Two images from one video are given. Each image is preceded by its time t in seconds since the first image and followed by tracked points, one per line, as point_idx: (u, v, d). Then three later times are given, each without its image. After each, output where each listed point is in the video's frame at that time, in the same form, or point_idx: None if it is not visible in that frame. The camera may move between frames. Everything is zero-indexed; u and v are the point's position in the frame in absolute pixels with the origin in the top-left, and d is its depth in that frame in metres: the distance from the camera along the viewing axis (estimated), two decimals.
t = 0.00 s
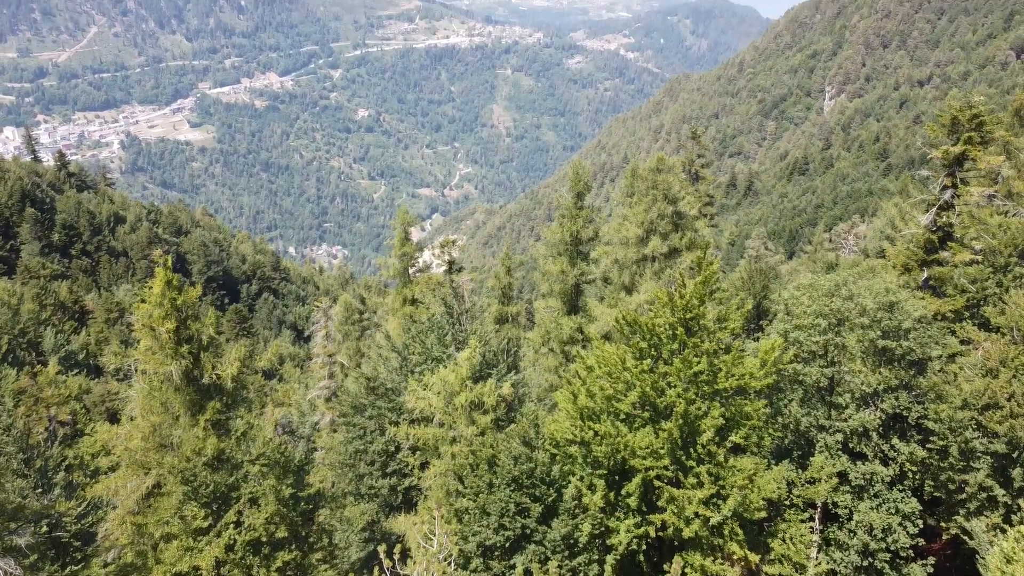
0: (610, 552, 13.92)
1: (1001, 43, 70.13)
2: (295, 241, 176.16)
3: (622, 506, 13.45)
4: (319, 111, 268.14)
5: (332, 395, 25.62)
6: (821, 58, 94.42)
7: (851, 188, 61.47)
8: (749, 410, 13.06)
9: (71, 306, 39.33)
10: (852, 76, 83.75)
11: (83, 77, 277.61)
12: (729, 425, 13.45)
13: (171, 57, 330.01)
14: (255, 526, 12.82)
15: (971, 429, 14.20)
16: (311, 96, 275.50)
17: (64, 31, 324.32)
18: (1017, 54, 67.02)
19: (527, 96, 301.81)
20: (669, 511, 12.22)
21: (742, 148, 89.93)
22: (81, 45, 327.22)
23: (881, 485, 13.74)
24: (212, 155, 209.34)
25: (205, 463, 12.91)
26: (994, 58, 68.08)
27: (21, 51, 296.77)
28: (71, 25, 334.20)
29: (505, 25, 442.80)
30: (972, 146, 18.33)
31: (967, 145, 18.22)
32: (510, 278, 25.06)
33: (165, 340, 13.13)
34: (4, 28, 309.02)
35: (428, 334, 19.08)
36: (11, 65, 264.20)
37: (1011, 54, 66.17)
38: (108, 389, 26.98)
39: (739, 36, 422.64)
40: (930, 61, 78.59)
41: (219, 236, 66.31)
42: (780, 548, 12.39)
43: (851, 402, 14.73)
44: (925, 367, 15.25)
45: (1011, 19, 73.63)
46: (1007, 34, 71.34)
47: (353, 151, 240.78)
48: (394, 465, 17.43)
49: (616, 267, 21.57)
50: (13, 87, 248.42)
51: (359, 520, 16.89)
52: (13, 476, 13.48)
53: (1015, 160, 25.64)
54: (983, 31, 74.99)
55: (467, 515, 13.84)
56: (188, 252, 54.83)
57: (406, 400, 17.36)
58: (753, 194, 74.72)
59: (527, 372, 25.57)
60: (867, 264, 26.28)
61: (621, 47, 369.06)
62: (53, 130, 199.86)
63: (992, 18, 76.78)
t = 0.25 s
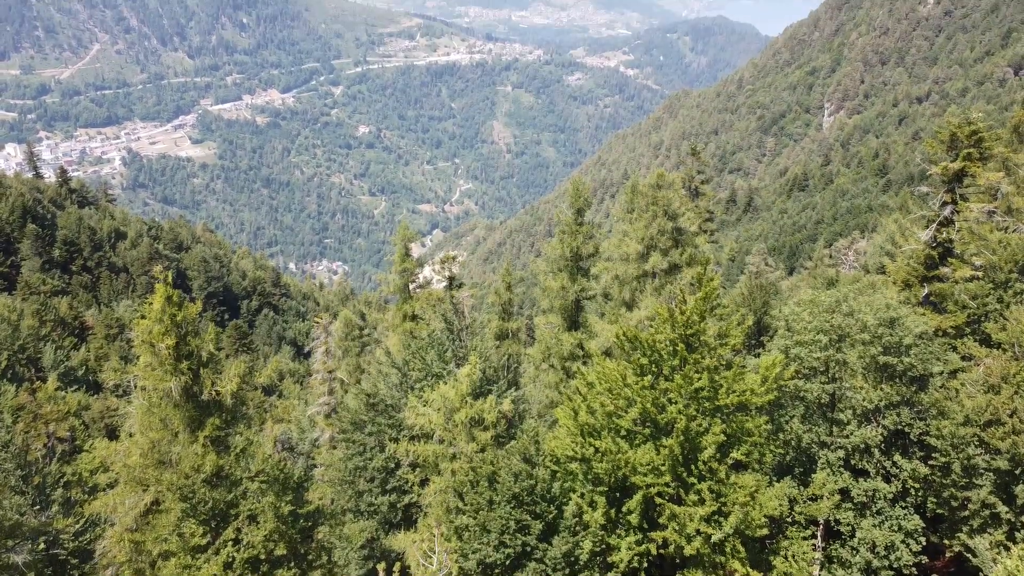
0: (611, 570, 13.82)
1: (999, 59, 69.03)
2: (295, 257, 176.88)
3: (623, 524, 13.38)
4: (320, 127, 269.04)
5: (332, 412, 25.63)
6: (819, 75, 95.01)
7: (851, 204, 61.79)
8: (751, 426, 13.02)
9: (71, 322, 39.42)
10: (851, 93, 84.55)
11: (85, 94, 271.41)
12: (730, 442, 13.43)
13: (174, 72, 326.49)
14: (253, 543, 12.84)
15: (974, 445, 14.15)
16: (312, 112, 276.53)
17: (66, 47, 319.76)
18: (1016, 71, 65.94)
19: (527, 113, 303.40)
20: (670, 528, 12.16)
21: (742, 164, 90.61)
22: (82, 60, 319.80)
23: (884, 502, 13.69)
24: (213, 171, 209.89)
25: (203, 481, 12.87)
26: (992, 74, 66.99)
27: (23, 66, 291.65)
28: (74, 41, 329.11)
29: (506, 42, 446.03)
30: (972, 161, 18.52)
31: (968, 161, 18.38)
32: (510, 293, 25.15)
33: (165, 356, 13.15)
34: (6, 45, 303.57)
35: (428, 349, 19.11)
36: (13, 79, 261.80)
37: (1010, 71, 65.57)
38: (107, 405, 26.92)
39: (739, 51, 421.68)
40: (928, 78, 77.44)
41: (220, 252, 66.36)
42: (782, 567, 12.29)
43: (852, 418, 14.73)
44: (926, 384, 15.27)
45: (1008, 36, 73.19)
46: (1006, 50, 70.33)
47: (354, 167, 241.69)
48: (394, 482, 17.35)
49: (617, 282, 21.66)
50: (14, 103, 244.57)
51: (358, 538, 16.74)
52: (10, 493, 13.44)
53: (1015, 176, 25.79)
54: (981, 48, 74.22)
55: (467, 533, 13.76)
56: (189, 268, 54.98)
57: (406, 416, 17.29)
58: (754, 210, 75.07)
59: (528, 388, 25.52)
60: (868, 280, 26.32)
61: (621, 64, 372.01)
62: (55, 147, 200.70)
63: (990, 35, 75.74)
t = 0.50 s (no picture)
0: None
1: (997, 74, 69.39)
2: (295, 271, 177.62)
3: (624, 539, 13.31)
4: (321, 141, 269.61)
5: (332, 425, 25.58)
6: (819, 89, 95.67)
7: (851, 218, 62.07)
8: (753, 441, 12.98)
9: (71, 335, 39.46)
10: (850, 107, 85.18)
11: (87, 108, 269.95)
12: (732, 456, 13.39)
13: (175, 85, 324.18)
14: (252, 559, 12.82)
15: (976, 460, 14.07)
16: (313, 126, 277.41)
17: (69, 61, 321.45)
18: (1014, 85, 66.20)
19: (528, 126, 304.94)
20: (671, 544, 12.09)
21: (742, 177, 91.03)
22: (84, 74, 322.55)
23: (887, 517, 13.61)
24: (214, 185, 210.66)
25: (202, 495, 12.87)
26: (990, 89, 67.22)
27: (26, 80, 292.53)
28: (76, 56, 329.59)
29: (506, 56, 448.82)
30: (971, 175, 18.77)
31: (966, 175, 18.57)
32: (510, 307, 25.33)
33: (164, 370, 13.17)
34: (10, 60, 307.04)
35: (428, 363, 19.10)
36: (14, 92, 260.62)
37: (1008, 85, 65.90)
38: (106, 419, 26.79)
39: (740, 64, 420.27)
40: (927, 93, 77.64)
41: (220, 265, 66.43)
42: None
43: (854, 433, 14.71)
44: (928, 398, 15.27)
45: (1006, 51, 73.68)
46: (1004, 65, 70.63)
47: (355, 181, 242.59)
48: (393, 497, 17.29)
49: (617, 296, 21.77)
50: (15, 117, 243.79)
51: (357, 552, 16.50)
52: (8, 507, 13.44)
53: (1014, 189, 25.93)
54: (979, 62, 74.81)
55: (467, 548, 13.71)
56: (189, 281, 55.11)
57: (406, 430, 17.24)
58: (754, 224, 75.36)
59: (528, 402, 25.50)
60: (869, 293, 26.35)
61: (621, 78, 374.64)
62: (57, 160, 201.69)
63: (988, 49, 76.07)
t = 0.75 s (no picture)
0: None
1: (996, 88, 69.56)
2: (296, 284, 177.98)
3: (626, 555, 13.24)
4: (322, 155, 269.76)
5: (332, 440, 25.49)
6: (818, 104, 96.12)
7: (851, 232, 62.29)
8: (754, 455, 12.96)
9: (70, 349, 39.48)
10: (849, 121, 85.70)
11: (89, 122, 264.36)
12: (733, 470, 13.36)
13: (177, 100, 321.79)
14: None
15: (979, 474, 14.03)
16: (314, 140, 277.31)
17: (70, 75, 311.70)
18: (1013, 98, 66.34)
19: (528, 141, 305.83)
20: (673, 559, 12.04)
21: (742, 192, 91.37)
22: (87, 89, 313.05)
23: (889, 532, 13.57)
24: (215, 199, 211.31)
25: (201, 510, 12.85)
26: (989, 102, 67.35)
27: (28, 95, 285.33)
28: (79, 70, 318.49)
29: (507, 71, 450.77)
30: (971, 189, 18.99)
31: (965, 190, 18.79)
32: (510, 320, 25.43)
33: (164, 384, 13.14)
34: (12, 75, 298.63)
35: (429, 378, 19.08)
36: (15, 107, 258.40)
37: (1007, 99, 66.07)
38: (104, 434, 26.67)
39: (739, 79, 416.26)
40: (925, 107, 77.84)
41: (220, 279, 66.47)
42: None
43: (856, 447, 14.67)
44: (930, 412, 15.26)
45: (1004, 65, 73.96)
46: (1002, 79, 70.89)
47: (355, 195, 242.96)
48: (394, 512, 17.17)
49: (618, 309, 21.89)
50: (17, 131, 239.15)
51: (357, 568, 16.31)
52: (5, 522, 13.39)
53: (1014, 203, 26.06)
54: (978, 76, 75.05)
55: (468, 564, 13.65)
56: (189, 295, 55.20)
57: (406, 445, 17.18)
58: (754, 238, 75.60)
59: (529, 416, 25.43)
60: (869, 307, 26.38)
61: (620, 92, 377.25)
62: (58, 175, 202.48)
63: (986, 63, 76.37)
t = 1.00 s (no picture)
0: None
1: (995, 101, 69.86)
2: (296, 297, 178.75)
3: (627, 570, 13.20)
4: (323, 168, 270.18)
5: (332, 453, 25.45)
6: (818, 117, 96.57)
7: (851, 244, 62.55)
8: (756, 468, 12.95)
9: (71, 362, 39.54)
10: (848, 134, 86.18)
11: (91, 136, 263.75)
12: (735, 485, 13.31)
13: (178, 114, 320.73)
14: None
15: (982, 488, 13.92)
16: (315, 153, 277.65)
17: (73, 89, 308.58)
18: (1011, 112, 66.57)
19: (528, 154, 306.99)
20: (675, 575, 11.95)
21: (741, 205, 91.76)
22: (88, 103, 310.40)
23: (891, 547, 13.50)
24: (216, 212, 212.19)
25: (199, 524, 12.83)
26: (989, 115, 67.52)
27: (30, 109, 282.89)
28: (81, 84, 314.92)
29: (507, 84, 453.44)
30: (971, 202, 19.17)
31: (965, 203, 19.04)
32: (510, 334, 25.75)
33: (163, 398, 13.18)
34: (14, 89, 295.87)
35: (429, 391, 19.08)
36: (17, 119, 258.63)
37: (1005, 112, 66.27)
38: (104, 447, 26.51)
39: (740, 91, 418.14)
40: (924, 120, 78.13)
41: (220, 292, 66.57)
42: None
43: (858, 460, 14.63)
44: (931, 425, 15.23)
45: (1004, 78, 74.19)
46: (1001, 92, 71.22)
47: (356, 208, 243.55)
48: (394, 526, 17.05)
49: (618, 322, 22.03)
50: (18, 145, 238.00)
51: None
52: (2, 537, 13.35)
53: (1014, 216, 26.22)
54: (976, 90, 75.36)
55: None
56: (189, 308, 55.29)
57: (406, 459, 17.13)
58: (754, 250, 75.82)
59: (529, 429, 25.42)
60: (871, 319, 26.41)
61: (620, 106, 379.30)
62: (59, 189, 203.66)
63: (985, 77, 76.77)
